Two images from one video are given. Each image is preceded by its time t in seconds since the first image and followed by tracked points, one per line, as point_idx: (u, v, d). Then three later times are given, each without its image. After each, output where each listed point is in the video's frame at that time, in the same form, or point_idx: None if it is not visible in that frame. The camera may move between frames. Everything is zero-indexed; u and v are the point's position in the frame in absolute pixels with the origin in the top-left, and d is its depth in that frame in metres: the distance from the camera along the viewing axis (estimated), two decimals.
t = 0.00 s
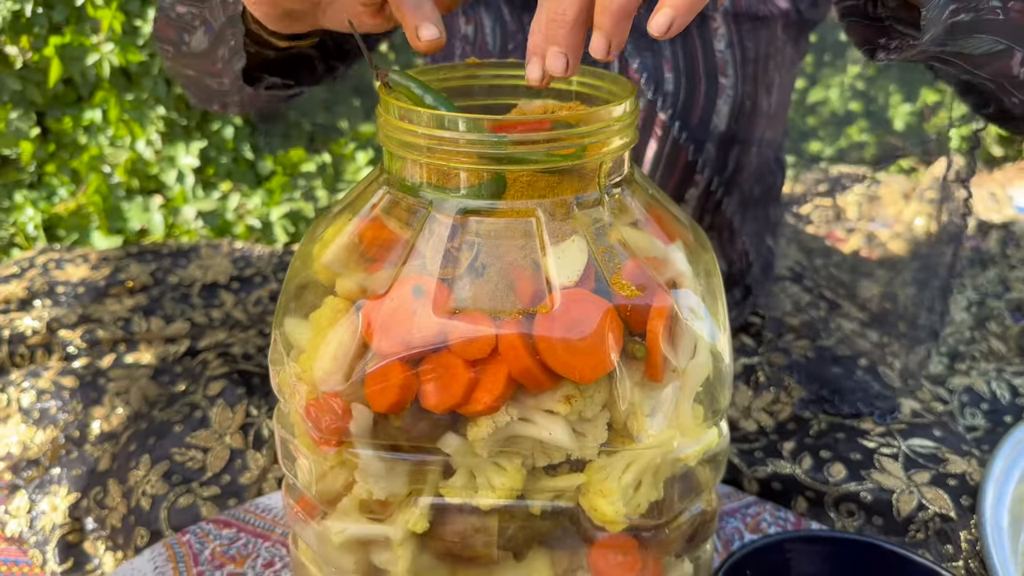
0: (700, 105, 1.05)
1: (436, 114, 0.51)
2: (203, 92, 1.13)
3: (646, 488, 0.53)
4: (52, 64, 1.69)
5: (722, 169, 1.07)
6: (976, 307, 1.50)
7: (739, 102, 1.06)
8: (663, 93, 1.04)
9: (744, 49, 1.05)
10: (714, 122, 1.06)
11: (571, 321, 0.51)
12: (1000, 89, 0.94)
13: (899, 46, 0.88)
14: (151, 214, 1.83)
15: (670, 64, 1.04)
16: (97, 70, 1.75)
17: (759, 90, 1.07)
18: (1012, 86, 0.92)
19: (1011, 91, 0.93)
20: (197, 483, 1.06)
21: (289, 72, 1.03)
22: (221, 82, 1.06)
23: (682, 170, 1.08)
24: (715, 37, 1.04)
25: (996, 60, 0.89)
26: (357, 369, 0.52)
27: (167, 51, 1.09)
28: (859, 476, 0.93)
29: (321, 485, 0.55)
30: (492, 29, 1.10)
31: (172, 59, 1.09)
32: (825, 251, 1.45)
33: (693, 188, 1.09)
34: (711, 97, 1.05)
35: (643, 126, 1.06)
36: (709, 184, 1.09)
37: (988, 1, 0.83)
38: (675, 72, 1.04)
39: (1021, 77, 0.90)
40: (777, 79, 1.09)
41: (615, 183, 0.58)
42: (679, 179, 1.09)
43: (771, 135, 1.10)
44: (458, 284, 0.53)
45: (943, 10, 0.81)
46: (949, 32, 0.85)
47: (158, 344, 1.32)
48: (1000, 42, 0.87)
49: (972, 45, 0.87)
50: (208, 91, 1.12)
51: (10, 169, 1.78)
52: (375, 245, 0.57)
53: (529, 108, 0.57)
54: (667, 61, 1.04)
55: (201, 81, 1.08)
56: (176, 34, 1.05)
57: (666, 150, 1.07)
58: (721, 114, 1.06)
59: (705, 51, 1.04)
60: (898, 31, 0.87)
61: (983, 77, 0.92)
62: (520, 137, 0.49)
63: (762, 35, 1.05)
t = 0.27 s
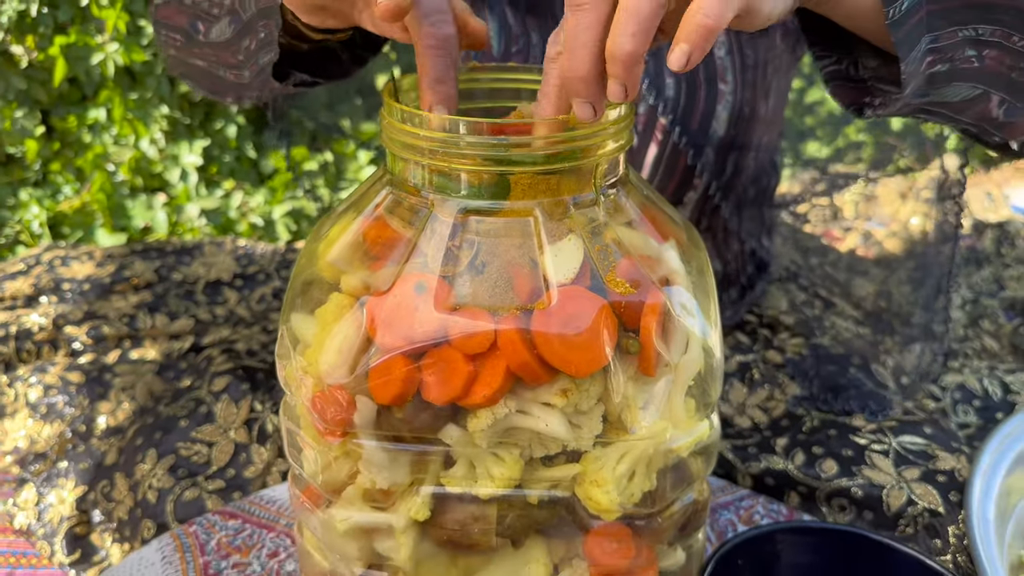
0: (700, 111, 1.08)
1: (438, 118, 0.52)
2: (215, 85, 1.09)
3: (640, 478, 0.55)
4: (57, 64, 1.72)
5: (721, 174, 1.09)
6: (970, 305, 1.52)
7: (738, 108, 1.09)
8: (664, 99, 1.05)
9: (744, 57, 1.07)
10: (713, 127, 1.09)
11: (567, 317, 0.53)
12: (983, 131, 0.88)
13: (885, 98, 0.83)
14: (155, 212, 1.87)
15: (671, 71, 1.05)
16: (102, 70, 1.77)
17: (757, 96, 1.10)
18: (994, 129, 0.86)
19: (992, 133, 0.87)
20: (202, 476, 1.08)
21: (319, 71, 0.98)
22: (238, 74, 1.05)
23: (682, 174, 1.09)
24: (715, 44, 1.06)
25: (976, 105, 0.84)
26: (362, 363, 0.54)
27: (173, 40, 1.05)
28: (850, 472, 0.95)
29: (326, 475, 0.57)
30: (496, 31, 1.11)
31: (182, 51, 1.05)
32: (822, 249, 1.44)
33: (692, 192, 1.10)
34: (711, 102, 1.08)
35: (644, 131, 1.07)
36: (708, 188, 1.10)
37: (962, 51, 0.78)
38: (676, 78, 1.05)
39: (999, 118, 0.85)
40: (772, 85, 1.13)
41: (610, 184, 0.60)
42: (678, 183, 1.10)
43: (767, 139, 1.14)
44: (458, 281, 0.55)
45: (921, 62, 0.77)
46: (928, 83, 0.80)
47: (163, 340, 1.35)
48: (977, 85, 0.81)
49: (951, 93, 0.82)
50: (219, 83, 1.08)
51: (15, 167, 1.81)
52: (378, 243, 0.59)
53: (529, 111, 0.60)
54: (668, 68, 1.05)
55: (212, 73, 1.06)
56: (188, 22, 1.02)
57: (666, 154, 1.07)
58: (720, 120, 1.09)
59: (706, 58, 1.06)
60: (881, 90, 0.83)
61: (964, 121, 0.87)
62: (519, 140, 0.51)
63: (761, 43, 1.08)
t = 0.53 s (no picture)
0: (697, 109, 1.12)
1: (441, 113, 0.53)
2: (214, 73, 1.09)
3: (638, 467, 0.56)
4: (60, 61, 1.73)
5: (716, 172, 1.12)
6: (966, 302, 1.49)
7: (736, 106, 1.11)
8: (662, 96, 1.10)
9: (742, 55, 1.10)
10: (710, 125, 1.12)
11: (567, 309, 0.54)
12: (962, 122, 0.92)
13: (866, 101, 0.84)
14: (157, 208, 1.87)
15: (670, 67, 1.09)
16: (105, 66, 1.78)
17: (756, 94, 1.12)
18: (974, 123, 0.91)
19: (977, 129, 0.92)
20: (206, 468, 1.10)
21: (320, 62, 0.99)
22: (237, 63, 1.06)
23: (678, 170, 1.14)
24: (713, 43, 1.09)
25: (957, 103, 0.89)
26: (365, 354, 0.55)
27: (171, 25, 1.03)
28: (846, 465, 0.96)
29: (329, 464, 0.59)
30: (496, 24, 1.12)
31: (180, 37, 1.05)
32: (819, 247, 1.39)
33: (689, 188, 1.14)
34: (708, 100, 1.11)
35: (641, 126, 1.12)
36: (705, 185, 1.14)
37: (943, 50, 0.80)
38: (674, 75, 1.09)
39: (981, 114, 0.89)
40: (771, 85, 1.13)
41: (609, 179, 0.61)
42: (676, 179, 1.15)
43: (767, 138, 1.14)
44: (460, 274, 0.56)
45: (899, 61, 0.77)
46: (907, 81, 0.82)
47: (166, 335, 1.36)
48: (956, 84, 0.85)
49: (931, 91, 0.85)
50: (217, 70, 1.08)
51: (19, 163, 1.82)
52: (382, 236, 0.60)
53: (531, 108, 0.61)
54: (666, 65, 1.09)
55: (209, 60, 1.06)
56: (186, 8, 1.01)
57: (663, 151, 1.12)
58: (717, 118, 1.12)
59: (703, 55, 1.10)
60: (862, 93, 0.84)
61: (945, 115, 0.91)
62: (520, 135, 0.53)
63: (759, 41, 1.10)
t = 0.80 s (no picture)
0: (691, 99, 1.12)
1: (437, 102, 0.54)
2: (216, 55, 1.22)
3: (631, 451, 0.57)
4: (60, 55, 1.74)
5: (709, 162, 1.13)
6: (961, 296, 1.50)
7: (729, 97, 1.13)
8: (657, 87, 1.11)
9: (734, 46, 1.13)
10: (704, 115, 1.13)
11: (561, 295, 0.54)
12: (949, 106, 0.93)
13: (853, 81, 0.86)
14: (156, 203, 1.90)
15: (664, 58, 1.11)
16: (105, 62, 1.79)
17: (749, 85, 1.15)
18: (962, 107, 0.92)
19: (964, 112, 0.93)
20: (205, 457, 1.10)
21: (327, 37, 1.02)
22: (239, 43, 1.16)
23: (672, 160, 1.16)
24: (706, 34, 1.11)
25: (945, 86, 0.89)
26: (363, 339, 0.56)
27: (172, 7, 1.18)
28: (839, 453, 0.98)
29: (328, 448, 0.59)
30: (492, 16, 1.13)
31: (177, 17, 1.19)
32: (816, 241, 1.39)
33: (682, 178, 1.16)
34: (702, 91, 1.12)
35: (635, 117, 1.13)
36: (698, 175, 1.15)
37: (930, 32, 0.81)
38: (669, 66, 1.11)
39: (969, 98, 0.90)
40: (764, 75, 1.17)
41: (604, 167, 0.62)
42: (669, 169, 1.16)
43: (760, 129, 1.17)
44: (456, 260, 0.57)
45: (888, 43, 0.78)
46: (896, 64, 0.83)
47: (165, 328, 1.37)
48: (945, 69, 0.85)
49: (919, 74, 0.86)
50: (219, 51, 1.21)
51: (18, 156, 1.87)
52: (379, 224, 0.61)
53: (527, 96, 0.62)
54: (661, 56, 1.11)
55: (209, 40, 1.19)
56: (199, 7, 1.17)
57: (657, 142, 1.14)
58: (711, 108, 1.13)
59: (697, 46, 1.11)
60: (851, 74, 0.86)
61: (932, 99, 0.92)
62: (515, 123, 0.53)
63: (751, 32, 1.13)
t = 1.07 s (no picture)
0: (685, 99, 1.15)
1: (434, 103, 0.56)
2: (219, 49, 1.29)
3: (622, 441, 0.59)
4: (62, 54, 1.90)
5: (702, 160, 1.16)
6: (952, 292, 1.52)
7: (722, 96, 1.15)
8: (651, 86, 1.13)
9: (728, 45, 1.13)
10: (698, 114, 1.15)
11: (553, 289, 0.56)
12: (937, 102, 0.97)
13: (852, 59, 0.87)
14: (157, 200, 2.01)
15: (658, 58, 1.12)
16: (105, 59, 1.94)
17: (742, 85, 1.15)
18: (952, 101, 0.96)
19: (952, 107, 0.97)
20: (207, 449, 1.12)
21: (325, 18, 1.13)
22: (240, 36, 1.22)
23: (667, 158, 1.19)
24: (699, 35, 1.12)
25: (937, 74, 0.93)
26: (361, 332, 0.58)
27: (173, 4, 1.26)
28: (828, 445, 1.04)
29: (327, 438, 0.61)
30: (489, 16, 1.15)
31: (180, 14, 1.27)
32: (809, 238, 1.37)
33: (676, 176, 1.20)
34: (695, 90, 1.14)
35: (631, 117, 1.19)
36: (692, 172, 1.19)
37: (926, 18, 0.87)
38: (662, 66, 1.13)
39: (959, 90, 0.94)
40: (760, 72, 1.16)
41: (595, 165, 0.64)
42: (664, 168, 1.20)
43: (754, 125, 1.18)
44: (452, 256, 0.59)
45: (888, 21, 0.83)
46: (893, 46, 0.88)
47: (167, 323, 1.39)
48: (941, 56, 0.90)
49: (913, 58, 0.91)
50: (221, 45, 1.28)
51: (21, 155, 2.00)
52: (377, 221, 0.63)
53: (521, 97, 0.63)
54: (655, 56, 1.12)
55: (211, 34, 1.26)
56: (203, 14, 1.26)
57: (652, 140, 1.18)
58: (704, 108, 1.15)
59: (690, 46, 1.13)
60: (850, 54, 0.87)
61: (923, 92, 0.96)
62: (509, 123, 0.55)
63: (744, 33, 1.11)
